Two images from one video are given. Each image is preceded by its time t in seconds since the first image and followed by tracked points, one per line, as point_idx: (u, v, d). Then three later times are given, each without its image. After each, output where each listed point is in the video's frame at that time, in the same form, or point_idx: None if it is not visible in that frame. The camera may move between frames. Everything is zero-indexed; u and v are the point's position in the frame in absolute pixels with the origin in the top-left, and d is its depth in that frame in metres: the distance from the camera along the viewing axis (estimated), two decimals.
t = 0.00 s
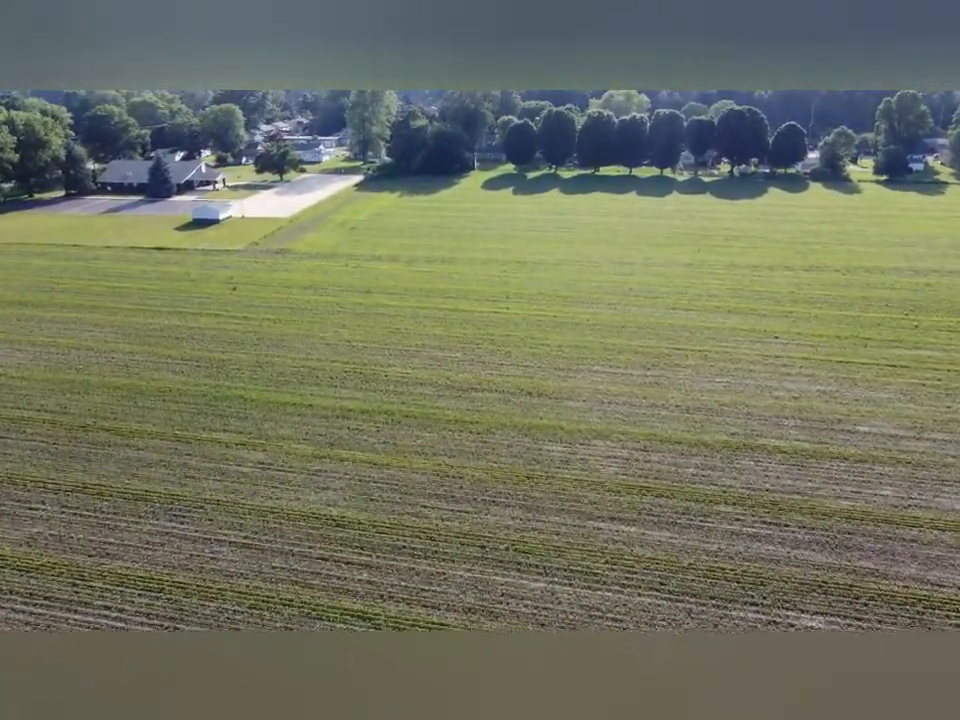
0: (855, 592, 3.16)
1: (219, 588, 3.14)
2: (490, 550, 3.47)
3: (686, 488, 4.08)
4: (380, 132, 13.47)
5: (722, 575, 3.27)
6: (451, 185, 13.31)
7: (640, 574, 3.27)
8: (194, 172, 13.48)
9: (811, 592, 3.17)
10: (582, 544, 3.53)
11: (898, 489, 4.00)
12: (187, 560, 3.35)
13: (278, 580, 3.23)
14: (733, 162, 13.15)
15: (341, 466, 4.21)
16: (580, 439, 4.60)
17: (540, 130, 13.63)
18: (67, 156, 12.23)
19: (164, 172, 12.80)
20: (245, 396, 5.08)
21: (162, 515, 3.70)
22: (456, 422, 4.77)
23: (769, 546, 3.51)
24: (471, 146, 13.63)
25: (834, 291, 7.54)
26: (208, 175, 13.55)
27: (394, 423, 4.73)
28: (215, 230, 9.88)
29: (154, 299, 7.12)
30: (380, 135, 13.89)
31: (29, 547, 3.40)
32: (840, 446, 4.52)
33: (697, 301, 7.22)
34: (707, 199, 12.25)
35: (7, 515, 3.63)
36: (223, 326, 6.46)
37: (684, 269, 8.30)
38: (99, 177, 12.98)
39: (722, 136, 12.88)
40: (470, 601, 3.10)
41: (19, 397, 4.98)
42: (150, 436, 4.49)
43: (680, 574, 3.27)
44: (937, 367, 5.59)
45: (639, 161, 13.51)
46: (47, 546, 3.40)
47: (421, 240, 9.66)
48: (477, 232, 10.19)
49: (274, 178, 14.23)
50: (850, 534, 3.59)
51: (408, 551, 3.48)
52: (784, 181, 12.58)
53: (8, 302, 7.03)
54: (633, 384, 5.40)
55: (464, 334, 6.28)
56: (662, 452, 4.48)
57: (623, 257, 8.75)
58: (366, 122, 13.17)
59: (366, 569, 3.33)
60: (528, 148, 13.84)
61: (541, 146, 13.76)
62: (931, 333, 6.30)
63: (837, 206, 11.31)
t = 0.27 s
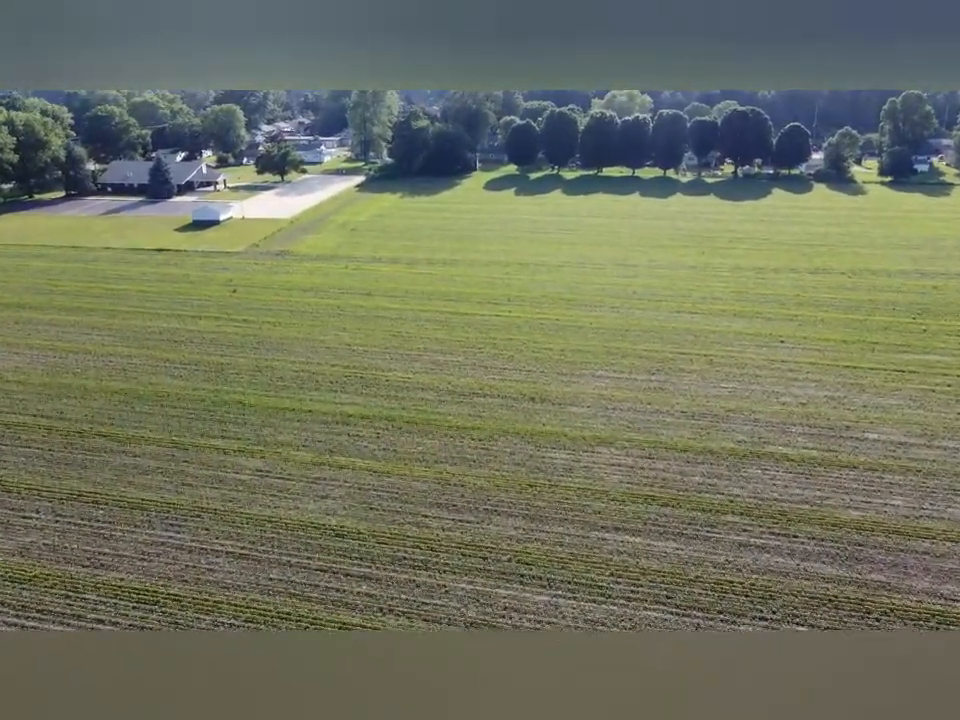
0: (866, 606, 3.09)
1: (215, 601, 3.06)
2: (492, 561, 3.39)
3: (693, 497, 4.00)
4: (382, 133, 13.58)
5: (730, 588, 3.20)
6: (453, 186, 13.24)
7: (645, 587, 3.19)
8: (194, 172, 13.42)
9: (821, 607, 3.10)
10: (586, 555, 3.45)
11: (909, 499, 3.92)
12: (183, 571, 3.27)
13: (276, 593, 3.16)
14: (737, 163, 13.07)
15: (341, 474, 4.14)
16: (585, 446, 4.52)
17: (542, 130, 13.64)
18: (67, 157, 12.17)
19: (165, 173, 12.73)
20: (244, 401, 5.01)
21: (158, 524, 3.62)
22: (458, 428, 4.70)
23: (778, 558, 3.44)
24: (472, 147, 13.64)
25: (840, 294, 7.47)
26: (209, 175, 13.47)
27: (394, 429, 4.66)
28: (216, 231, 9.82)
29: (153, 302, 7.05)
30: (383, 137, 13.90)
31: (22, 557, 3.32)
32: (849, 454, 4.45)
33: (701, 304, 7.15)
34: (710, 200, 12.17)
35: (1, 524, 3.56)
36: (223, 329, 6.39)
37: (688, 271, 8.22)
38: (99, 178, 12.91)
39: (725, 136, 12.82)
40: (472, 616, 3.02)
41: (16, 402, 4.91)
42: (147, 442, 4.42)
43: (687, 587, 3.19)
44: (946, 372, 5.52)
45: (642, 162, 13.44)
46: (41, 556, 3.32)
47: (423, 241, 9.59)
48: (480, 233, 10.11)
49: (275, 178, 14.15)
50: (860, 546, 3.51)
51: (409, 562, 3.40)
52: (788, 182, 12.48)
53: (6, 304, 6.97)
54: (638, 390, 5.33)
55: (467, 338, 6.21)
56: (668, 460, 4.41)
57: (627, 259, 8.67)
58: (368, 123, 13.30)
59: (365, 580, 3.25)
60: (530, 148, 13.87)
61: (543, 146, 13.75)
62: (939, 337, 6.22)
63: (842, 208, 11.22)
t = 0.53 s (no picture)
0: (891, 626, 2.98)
1: (220, 611, 3.00)
2: (503, 573, 3.31)
3: (709, 508, 3.89)
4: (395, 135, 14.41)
5: (748, 604, 3.10)
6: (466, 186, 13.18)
7: (660, 602, 3.10)
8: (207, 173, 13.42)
9: (843, 625, 2.99)
10: (599, 568, 3.36)
11: (933, 512, 3.81)
12: (188, 580, 3.21)
13: (282, 603, 3.09)
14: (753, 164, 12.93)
15: (349, 480, 4.07)
16: (598, 454, 4.43)
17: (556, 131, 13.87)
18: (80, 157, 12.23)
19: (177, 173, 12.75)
20: (253, 404, 4.95)
21: (163, 532, 3.57)
22: (469, 434, 4.62)
23: (798, 573, 3.34)
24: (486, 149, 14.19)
25: (859, 298, 7.33)
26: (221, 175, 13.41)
27: (404, 434, 4.59)
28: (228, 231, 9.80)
29: (164, 302, 7.03)
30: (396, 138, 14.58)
31: (27, 564, 3.27)
32: (870, 464, 4.33)
33: (717, 308, 7.03)
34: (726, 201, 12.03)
35: (6, 529, 3.51)
36: (233, 331, 6.35)
37: (703, 274, 8.11)
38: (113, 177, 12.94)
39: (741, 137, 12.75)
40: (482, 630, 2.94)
41: (24, 404, 4.89)
42: (155, 446, 4.38)
43: (703, 603, 3.10)
44: None
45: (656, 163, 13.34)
46: (45, 563, 3.27)
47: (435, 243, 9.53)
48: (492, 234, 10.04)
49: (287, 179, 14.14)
50: (883, 561, 3.40)
51: (418, 573, 3.32)
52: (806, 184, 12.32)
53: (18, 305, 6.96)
54: (652, 396, 5.23)
55: (479, 341, 6.13)
56: (682, 469, 4.31)
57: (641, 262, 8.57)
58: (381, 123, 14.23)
59: (373, 591, 3.18)
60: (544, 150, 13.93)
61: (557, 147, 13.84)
62: None
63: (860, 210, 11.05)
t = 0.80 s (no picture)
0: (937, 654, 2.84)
1: (242, 618, 2.97)
2: (529, 585, 3.23)
3: (743, 523, 3.76)
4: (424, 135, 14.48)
5: (782, 625, 2.99)
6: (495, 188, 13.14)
7: (691, 620, 3.01)
8: (238, 172, 13.54)
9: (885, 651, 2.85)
10: (628, 583, 3.26)
11: None
12: (210, 584, 3.18)
13: (304, 610, 3.05)
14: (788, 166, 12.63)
15: (374, 486, 4.01)
16: (628, 463, 4.33)
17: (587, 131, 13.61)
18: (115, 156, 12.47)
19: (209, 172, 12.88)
20: (279, 407, 4.93)
21: (188, 533, 3.56)
22: (495, 441, 4.53)
23: (836, 593, 3.20)
24: (516, 149, 14.19)
25: (900, 305, 7.08)
26: (253, 175, 13.74)
27: (431, 440, 4.52)
28: (257, 231, 9.85)
29: (194, 302, 7.07)
30: (425, 137, 14.45)
31: (51, 564, 3.27)
32: (912, 480, 4.16)
33: (751, 313, 6.85)
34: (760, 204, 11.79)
35: (32, 529, 3.52)
36: (260, 330, 6.35)
37: (736, 278, 7.92)
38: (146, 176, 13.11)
39: (778, 137, 12.33)
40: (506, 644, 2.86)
41: (54, 402, 4.92)
42: (180, 447, 4.37)
43: (736, 623, 3.00)
44: None
45: (688, 164, 13.18)
46: (70, 564, 3.26)
47: (464, 244, 9.46)
48: (521, 236, 9.93)
49: (317, 178, 14.19)
50: (928, 584, 3.25)
51: (442, 583, 3.25)
52: (843, 187, 11.96)
53: (51, 302, 7.06)
54: (683, 404, 5.10)
55: (506, 345, 6.06)
56: (714, 481, 4.18)
57: (672, 265, 8.40)
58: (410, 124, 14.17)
59: (397, 601, 3.13)
60: (575, 150, 13.85)
61: (587, 149, 13.75)
62: None
63: (901, 213, 10.73)
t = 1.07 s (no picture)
0: None
1: (272, 623, 2.94)
2: (565, 600, 3.13)
3: (790, 542, 3.59)
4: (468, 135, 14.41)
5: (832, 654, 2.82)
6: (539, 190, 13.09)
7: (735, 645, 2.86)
8: (283, 171, 13.71)
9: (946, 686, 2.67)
10: (668, 602, 3.13)
11: None
12: (242, 588, 3.16)
13: (334, 618, 3.00)
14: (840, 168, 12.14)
15: (409, 492, 3.96)
16: (669, 476, 4.19)
17: (633, 132, 13.33)
18: (164, 156, 12.77)
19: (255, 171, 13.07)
20: (315, 408, 4.92)
21: (222, 535, 3.56)
22: (533, 449, 4.44)
23: (889, 621, 3.02)
24: (561, 150, 14.13)
25: None
26: (298, 175, 13.70)
27: (468, 446, 4.45)
28: (301, 231, 9.93)
29: (235, 300, 7.15)
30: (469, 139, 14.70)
31: (89, 561, 3.29)
32: None
33: (800, 321, 6.61)
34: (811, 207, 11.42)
35: (71, 526, 3.56)
36: (300, 330, 6.39)
37: (786, 284, 7.66)
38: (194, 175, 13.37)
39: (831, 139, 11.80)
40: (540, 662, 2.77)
41: (99, 398, 5.02)
42: (218, 447, 4.40)
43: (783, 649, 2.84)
44: None
45: (736, 167, 12.99)
46: (106, 562, 3.28)
47: (505, 245, 9.38)
48: (562, 238, 9.81)
49: (360, 178, 14.27)
50: None
51: (475, 595, 3.18)
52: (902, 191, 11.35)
53: (99, 299, 7.22)
54: (727, 415, 4.92)
55: (546, 349, 5.96)
56: (761, 497, 4.00)
57: (719, 270, 8.18)
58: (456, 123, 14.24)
59: (429, 612, 3.06)
60: (620, 152, 13.69)
61: (632, 150, 13.52)
62: None
63: None
